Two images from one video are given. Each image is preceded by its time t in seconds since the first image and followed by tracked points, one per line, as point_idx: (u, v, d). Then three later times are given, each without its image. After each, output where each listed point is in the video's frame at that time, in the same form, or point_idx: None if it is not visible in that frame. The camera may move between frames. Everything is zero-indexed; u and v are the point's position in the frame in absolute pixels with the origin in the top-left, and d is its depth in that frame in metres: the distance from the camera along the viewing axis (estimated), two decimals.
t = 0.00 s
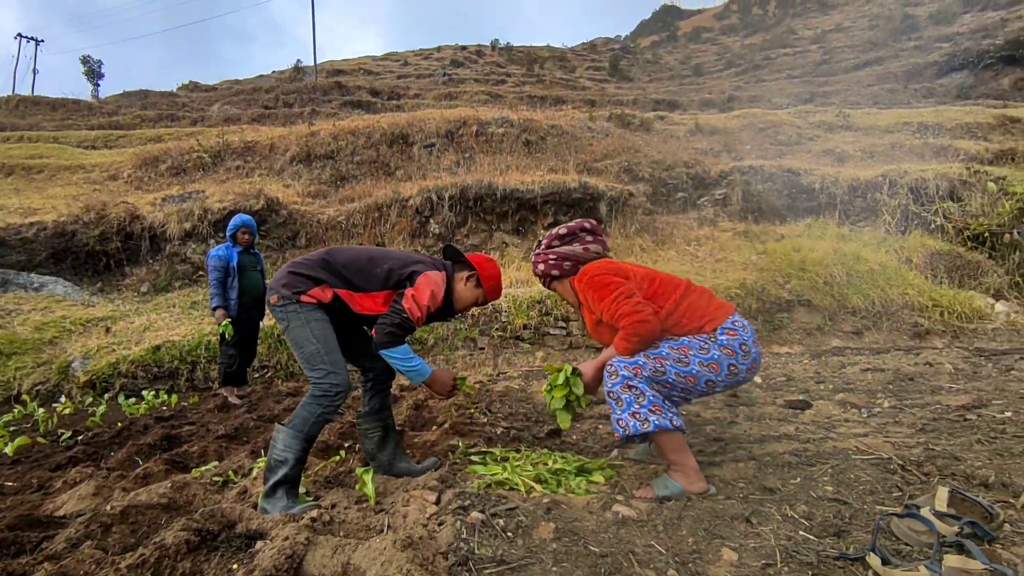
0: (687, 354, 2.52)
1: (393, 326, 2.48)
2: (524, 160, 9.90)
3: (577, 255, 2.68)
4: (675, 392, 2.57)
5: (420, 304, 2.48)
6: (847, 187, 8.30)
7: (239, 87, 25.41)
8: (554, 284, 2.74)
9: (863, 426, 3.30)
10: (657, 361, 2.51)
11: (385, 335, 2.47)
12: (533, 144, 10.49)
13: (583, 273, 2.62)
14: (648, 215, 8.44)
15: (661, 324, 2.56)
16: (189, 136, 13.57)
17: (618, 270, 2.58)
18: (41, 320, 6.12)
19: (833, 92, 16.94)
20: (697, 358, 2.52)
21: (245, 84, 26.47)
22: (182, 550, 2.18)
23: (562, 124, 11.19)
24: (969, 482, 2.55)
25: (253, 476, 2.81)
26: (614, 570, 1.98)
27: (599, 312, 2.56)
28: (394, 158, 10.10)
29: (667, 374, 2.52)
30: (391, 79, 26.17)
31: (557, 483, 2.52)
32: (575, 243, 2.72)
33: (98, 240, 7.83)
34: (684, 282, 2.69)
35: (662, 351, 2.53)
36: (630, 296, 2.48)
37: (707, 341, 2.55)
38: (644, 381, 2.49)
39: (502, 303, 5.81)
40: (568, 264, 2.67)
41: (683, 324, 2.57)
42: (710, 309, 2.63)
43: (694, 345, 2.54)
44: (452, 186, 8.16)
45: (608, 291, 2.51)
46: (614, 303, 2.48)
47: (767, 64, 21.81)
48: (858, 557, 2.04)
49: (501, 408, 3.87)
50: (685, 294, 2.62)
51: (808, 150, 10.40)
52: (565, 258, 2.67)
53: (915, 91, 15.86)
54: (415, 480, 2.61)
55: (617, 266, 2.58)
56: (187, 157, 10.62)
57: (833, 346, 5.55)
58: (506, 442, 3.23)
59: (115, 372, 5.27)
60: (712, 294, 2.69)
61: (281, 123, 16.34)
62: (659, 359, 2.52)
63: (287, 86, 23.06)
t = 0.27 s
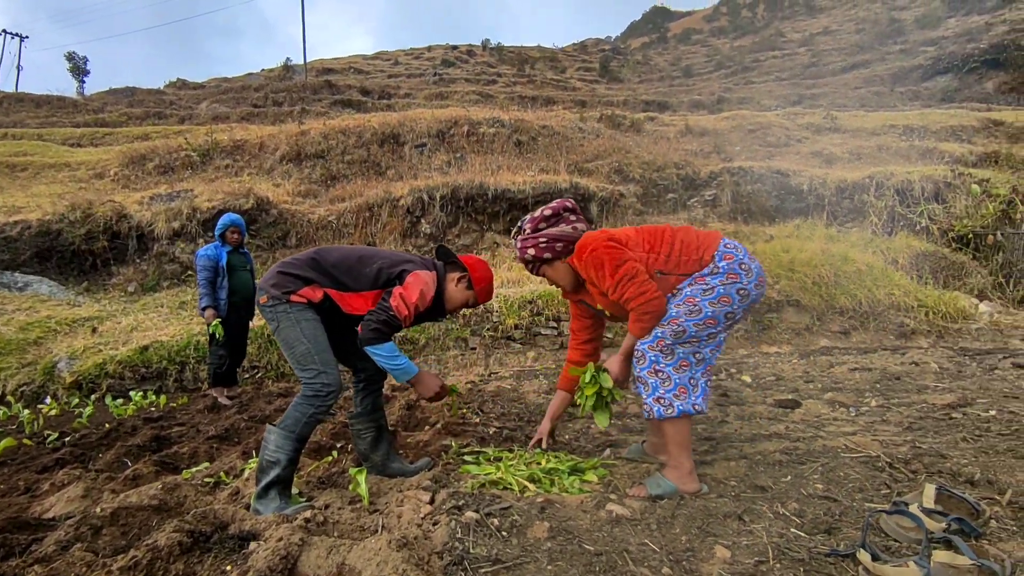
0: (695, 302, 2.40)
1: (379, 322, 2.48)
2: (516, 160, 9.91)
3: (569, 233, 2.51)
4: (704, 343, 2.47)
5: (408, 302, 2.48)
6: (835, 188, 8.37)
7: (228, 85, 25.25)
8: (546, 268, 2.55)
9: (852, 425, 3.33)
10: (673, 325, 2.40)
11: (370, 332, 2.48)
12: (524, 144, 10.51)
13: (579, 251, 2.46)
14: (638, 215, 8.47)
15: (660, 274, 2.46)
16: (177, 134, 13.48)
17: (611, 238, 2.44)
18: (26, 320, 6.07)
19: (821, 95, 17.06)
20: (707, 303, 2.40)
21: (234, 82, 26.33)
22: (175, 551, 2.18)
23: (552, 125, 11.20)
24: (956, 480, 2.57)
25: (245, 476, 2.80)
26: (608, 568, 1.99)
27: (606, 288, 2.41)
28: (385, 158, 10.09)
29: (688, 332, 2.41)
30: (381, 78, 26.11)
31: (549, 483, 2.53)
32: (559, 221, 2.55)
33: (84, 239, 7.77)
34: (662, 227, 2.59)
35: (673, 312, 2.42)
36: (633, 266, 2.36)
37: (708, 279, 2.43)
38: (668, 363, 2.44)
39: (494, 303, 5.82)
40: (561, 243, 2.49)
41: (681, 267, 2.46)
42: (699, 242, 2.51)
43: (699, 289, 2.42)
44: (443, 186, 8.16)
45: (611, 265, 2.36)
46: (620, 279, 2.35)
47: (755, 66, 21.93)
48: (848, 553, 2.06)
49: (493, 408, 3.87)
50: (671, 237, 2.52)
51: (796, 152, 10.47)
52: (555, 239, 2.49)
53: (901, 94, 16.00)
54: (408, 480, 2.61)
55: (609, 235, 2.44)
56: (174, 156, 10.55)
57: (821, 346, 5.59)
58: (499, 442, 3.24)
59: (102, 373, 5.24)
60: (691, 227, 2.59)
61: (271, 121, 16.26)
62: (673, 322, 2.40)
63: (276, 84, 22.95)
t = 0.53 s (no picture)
0: (707, 288, 2.42)
1: (378, 326, 2.48)
2: (510, 161, 9.91)
3: (567, 240, 2.42)
4: (729, 324, 2.47)
5: (406, 303, 2.48)
6: (828, 189, 8.41)
7: (220, 84, 25.15)
8: (546, 277, 2.47)
9: (846, 424, 3.35)
10: (695, 316, 2.41)
11: (370, 336, 2.47)
12: (518, 144, 10.52)
13: (588, 257, 2.41)
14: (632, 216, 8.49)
15: (666, 260, 2.48)
16: (169, 133, 13.43)
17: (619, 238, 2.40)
18: (16, 320, 6.04)
19: (813, 96, 17.13)
20: (718, 285, 2.42)
21: (226, 81, 26.23)
22: (175, 552, 2.17)
23: (547, 125, 11.22)
24: (949, 477, 2.59)
25: (243, 477, 2.79)
26: (609, 566, 2.00)
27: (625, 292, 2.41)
28: (379, 157, 10.08)
29: (710, 318, 2.42)
30: (375, 77, 26.07)
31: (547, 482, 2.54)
32: (554, 228, 2.44)
33: (75, 238, 7.73)
34: (651, 211, 2.61)
35: (690, 304, 2.44)
36: (649, 264, 2.35)
37: (713, 262, 2.45)
38: (700, 356, 2.43)
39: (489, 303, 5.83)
40: (560, 251, 2.41)
41: (684, 249, 2.49)
42: (688, 222, 2.52)
43: (707, 274, 2.45)
44: (438, 186, 8.16)
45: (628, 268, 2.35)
46: (640, 282, 2.34)
47: (748, 67, 22.02)
48: (846, 551, 2.08)
49: (489, 408, 3.88)
50: (663, 220, 2.54)
51: (789, 153, 10.51)
52: (556, 246, 2.40)
53: (892, 96, 16.08)
54: (408, 480, 2.62)
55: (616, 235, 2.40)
56: (167, 155, 10.51)
57: (814, 346, 5.62)
58: (496, 442, 3.25)
59: (94, 373, 5.22)
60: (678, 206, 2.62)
61: (263, 121, 16.22)
62: (693, 314, 2.42)
63: (268, 83, 22.88)
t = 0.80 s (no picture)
0: (708, 286, 2.44)
1: (384, 326, 2.48)
2: (508, 160, 9.92)
3: (572, 214, 2.40)
4: (731, 323, 2.47)
5: (410, 302, 2.49)
6: (824, 190, 8.44)
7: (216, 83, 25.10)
8: (546, 248, 2.47)
9: (844, 422, 3.37)
10: (697, 315, 2.42)
11: (377, 337, 2.48)
12: (516, 144, 10.53)
13: (595, 239, 2.40)
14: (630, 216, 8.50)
15: (671, 251, 2.48)
16: (164, 131, 13.41)
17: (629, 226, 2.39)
18: (11, 319, 6.04)
19: (808, 97, 17.15)
20: (719, 283, 2.44)
21: (222, 80, 26.17)
22: (179, 549, 2.19)
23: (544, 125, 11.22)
24: (948, 474, 2.61)
25: (245, 475, 2.80)
26: (613, 561, 2.01)
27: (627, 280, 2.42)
28: (376, 157, 10.08)
29: (712, 317, 2.43)
30: (371, 77, 26.04)
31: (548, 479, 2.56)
32: (565, 202, 2.41)
33: (71, 237, 7.73)
34: (662, 196, 2.58)
35: (692, 302, 2.45)
36: (657, 259, 2.35)
37: (715, 261, 2.46)
38: (703, 355, 2.44)
39: (487, 302, 5.84)
40: (564, 225, 2.40)
41: (689, 241, 2.49)
42: (700, 213, 2.51)
43: (709, 272, 2.46)
44: (436, 186, 8.17)
45: (635, 259, 2.35)
46: (646, 276, 2.35)
47: (744, 68, 22.02)
48: (849, 545, 2.10)
49: (488, 407, 3.89)
50: (674, 209, 2.52)
51: (785, 153, 10.53)
52: (561, 220, 2.39)
53: (887, 97, 16.11)
54: (410, 477, 2.63)
55: (628, 224, 2.38)
56: (163, 154, 10.50)
57: (811, 346, 5.64)
58: (496, 440, 3.26)
59: (91, 373, 5.22)
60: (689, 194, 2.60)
61: (259, 120, 16.20)
62: (695, 312, 2.44)
63: (265, 82, 22.85)
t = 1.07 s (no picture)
0: (704, 286, 2.45)
1: (382, 321, 2.50)
2: (507, 160, 9.92)
3: (579, 159, 2.51)
4: (729, 323, 2.49)
5: (412, 300, 2.50)
6: (822, 190, 8.43)
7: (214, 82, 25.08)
8: (551, 186, 2.60)
9: (844, 420, 3.37)
10: (695, 315, 2.45)
11: (375, 331, 2.50)
12: (515, 144, 10.54)
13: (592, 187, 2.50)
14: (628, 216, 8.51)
15: (659, 228, 2.51)
16: (162, 131, 13.41)
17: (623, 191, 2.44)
18: (9, 319, 6.05)
19: (806, 98, 17.15)
20: (714, 283, 2.45)
21: (219, 79, 26.15)
22: (187, 546, 2.20)
23: (543, 125, 11.23)
24: (950, 471, 2.62)
25: (249, 473, 2.81)
26: (620, 557, 2.02)
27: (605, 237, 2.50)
28: (375, 156, 10.09)
29: (709, 318, 2.45)
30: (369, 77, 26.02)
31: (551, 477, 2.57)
32: (572, 152, 2.51)
33: (69, 237, 7.74)
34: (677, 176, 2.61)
35: (689, 300, 2.47)
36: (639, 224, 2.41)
37: (709, 259, 2.46)
38: (702, 355, 2.47)
39: (486, 302, 5.85)
40: (569, 166, 2.51)
41: (681, 225, 2.51)
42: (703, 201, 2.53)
43: (703, 271, 2.46)
44: (435, 185, 8.18)
45: (617, 218, 2.42)
46: (623, 234, 2.41)
47: (742, 68, 22.01)
48: (854, 541, 2.11)
49: (489, 406, 3.90)
50: (680, 190, 2.55)
51: (784, 153, 10.52)
52: (566, 161, 2.51)
53: (884, 98, 16.10)
54: (415, 475, 2.65)
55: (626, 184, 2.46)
56: (161, 154, 10.50)
57: (809, 345, 5.65)
58: (499, 438, 3.27)
59: (90, 372, 5.24)
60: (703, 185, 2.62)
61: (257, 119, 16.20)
62: (693, 312, 2.46)
63: (262, 82, 22.84)
